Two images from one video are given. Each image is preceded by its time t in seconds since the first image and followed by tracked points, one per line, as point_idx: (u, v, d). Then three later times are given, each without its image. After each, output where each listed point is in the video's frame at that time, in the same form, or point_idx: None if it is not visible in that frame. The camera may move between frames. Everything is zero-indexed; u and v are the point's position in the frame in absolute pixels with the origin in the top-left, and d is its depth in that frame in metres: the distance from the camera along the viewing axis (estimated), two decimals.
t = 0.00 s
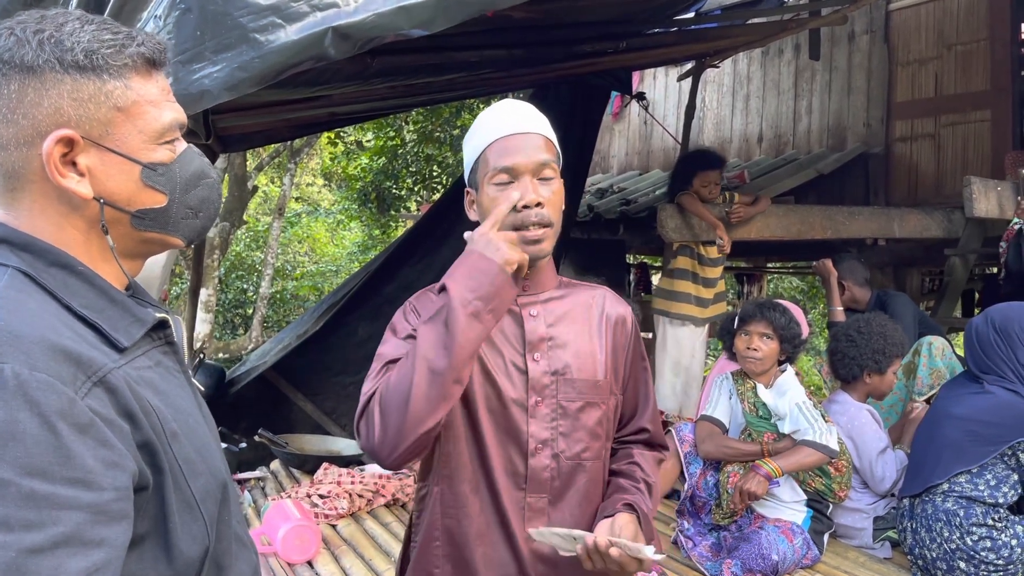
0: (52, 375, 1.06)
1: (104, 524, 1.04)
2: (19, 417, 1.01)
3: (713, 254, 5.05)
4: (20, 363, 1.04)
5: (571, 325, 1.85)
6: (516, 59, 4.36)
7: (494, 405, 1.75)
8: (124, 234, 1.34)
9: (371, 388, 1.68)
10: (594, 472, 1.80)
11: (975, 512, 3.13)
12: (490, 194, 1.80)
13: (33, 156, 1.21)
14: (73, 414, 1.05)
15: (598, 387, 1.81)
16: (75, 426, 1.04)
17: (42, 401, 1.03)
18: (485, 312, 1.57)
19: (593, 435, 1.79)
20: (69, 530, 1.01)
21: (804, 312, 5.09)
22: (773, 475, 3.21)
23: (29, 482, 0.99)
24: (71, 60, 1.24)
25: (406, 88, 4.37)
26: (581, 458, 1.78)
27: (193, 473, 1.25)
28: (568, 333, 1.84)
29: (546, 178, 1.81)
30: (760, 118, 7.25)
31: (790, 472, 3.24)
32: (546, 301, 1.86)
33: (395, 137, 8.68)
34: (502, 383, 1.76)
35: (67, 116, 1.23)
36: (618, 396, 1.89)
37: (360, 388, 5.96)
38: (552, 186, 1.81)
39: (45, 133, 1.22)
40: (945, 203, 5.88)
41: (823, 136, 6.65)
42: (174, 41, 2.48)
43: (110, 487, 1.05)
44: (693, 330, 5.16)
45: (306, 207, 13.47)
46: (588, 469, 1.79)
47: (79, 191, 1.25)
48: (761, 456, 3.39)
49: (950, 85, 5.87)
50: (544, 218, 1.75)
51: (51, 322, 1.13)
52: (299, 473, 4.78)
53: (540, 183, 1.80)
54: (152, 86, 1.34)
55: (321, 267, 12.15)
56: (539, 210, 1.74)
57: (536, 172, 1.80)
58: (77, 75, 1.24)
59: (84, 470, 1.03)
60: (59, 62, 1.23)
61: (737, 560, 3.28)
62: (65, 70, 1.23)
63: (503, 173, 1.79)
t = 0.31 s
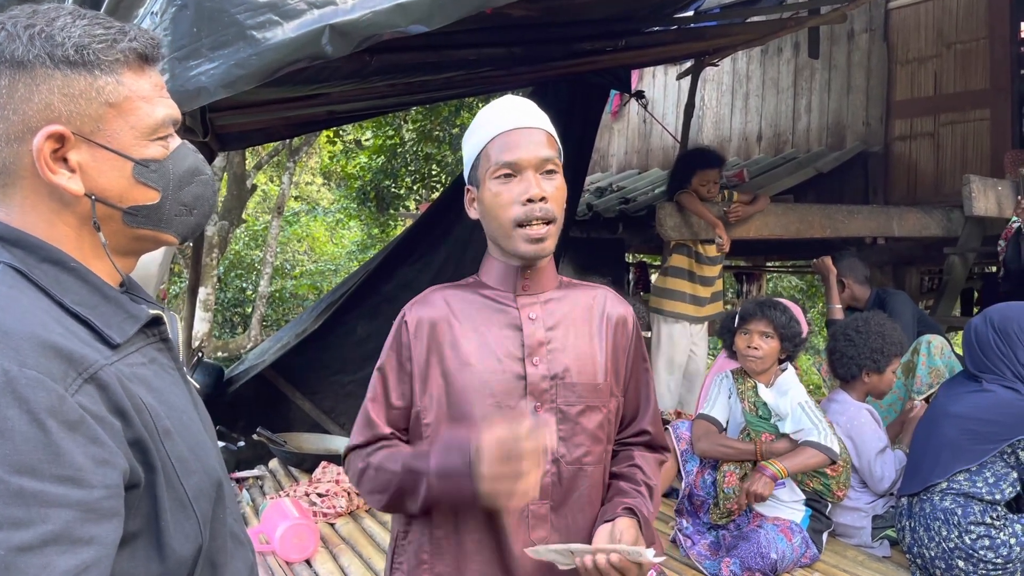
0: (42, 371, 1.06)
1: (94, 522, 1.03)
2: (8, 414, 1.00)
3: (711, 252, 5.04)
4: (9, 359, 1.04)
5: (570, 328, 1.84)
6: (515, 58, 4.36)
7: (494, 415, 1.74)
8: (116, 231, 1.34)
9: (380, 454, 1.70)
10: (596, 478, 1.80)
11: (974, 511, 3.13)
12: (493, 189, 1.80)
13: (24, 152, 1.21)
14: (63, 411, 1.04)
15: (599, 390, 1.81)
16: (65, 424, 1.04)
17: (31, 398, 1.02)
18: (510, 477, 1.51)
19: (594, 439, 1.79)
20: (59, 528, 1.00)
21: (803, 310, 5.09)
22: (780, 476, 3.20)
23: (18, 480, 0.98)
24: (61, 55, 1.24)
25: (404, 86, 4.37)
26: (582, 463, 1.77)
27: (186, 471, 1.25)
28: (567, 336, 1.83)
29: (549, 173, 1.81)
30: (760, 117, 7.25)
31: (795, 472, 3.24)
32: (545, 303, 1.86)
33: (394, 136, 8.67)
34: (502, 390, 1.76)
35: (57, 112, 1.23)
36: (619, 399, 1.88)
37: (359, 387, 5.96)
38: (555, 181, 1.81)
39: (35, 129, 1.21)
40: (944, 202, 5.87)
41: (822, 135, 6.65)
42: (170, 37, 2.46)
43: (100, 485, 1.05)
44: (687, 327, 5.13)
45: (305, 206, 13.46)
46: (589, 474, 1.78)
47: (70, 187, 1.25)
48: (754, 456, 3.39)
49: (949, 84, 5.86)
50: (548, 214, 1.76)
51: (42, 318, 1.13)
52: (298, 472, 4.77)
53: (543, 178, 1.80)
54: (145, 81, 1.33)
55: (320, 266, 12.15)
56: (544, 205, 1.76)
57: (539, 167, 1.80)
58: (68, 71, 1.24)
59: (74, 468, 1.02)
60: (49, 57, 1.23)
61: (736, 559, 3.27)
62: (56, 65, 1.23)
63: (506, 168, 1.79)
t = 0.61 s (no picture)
0: (40, 369, 1.05)
1: (91, 521, 1.03)
2: (6, 412, 0.99)
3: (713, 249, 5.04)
4: (7, 356, 1.03)
5: (571, 326, 1.84)
6: (514, 55, 4.35)
7: (494, 416, 1.74)
8: (116, 228, 1.33)
9: (392, 480, 1.69)
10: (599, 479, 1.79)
11: (968, 510, 3.12)
12: (485, 187, 1.79)
13: (24, 147, 1.20)
14: (61, 409, 1.04)
15: (601, 389, 1.80)
16: (63, 422, 1.03)
17: (28, 396, 1.01)
18: None
19: (598, 438, 1.78)
20: (56, 527, 0.99)
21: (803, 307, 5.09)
22: (775, 475, 3.20)
23: (15, 478, 0.98)
24: (63, 50, 1.23)
25: (404, 84, 4.36)
26: (586, 463, 1.76)
27: (185, 470, 1.24)
28: (569, 334, 1.82)
29: (542, 167, 1.80)
30: (759, 114, 7.25)
31: (792, 471, 3.23)
32: (545, 302, 1.85)
33: (393, 133, 8.66)
34: (503, 391, 1.76)
35: (59, 107, 1.22)
36: (624, 396, 1.87)
37: (358, 385, 5.96)
38: (549, 175, 1.80)
39: (35, 124, 1.21)
40: (943, 200, 5.87)
41: (821, 133, 6.66)
42: (169, 33, 2.46)
43: (98, 483, 1.04)
44: (690, 326, 5.12)
45: (304, 204, 13.46)
46: (594, 473, 1.77)
47: (70, 183, 1.24)
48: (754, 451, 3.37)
49: (949, 82, 5.85)
50: (542, 209, 1.75)
51: (40, 315, 1.12)
52: (297, 469, 4.76)
53: (536, 172, 1.79)
54: (148, 77, 1.33)
55: (319, 264, 12.15)
56: (537, 200, 1.75)
57: (532, 162, 1.78)
58: (70, 66, 1.23)
59: (72, 466, 1.02)
60: (51, 51, 1.22)
61: (736, 556, 3.27)
62: (58, 60, 1.22)
63: (497, 165, 1.78)
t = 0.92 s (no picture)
0: (34, 363, 1.04)
1: (85, 517, 1.02)
2: None
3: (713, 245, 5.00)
4: (3, 351, 1.03)
5: (571, 322, 1.83)
6: (513, 51, 4.35)
7: (497, 413, 1.74)
8: (115, 222, 1.33)
9: (394, 481, 1.69)
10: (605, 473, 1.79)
11: (957, 507, 3.10)
12: (483, 183, 1.78)
13: (21, 141, 1.19)
14: (56, 404, 1.03)
15: (603, 383, 1.80)
16: (57, 416, 1.03)
17: (24, 390, 1.01)
18: None
19: (601, 432, 1.78)
20: (50, 522, 0.99)
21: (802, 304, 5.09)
22: (771, 472, 3.20)
23: (10, 472, 0.97)
24: (62, 44, 1.22)
25: (403, 80, 4.35)
26: (590, 458, 1.77)
27: (181, 466, 1.24)
28: (568, 331, 1.82)
29: (538, 162, 1.80)
30: (758, 112, 7.25)
31: (787, 468, 3.24)
32: (543, 298, 1.85)
33: (392, 131, 8.66)
34: (505, 388, 1.75)
35: (57, 100, 1.22)
36: (624, 388, 1.87)
37: (357, 382, 5.96)
38: (545, 170, 1.80)
39: (34, 117, 1.20)
40: (942, 197, 5.87)
41: (820, 130, 6.66)
42: (167, 27, 2.49)
43: (93, 478, 1.04)
44: (690, 323, 5.15)
45: (302, 201, 13.44)
46: (598, 468, 1.78)
47: (68, 176, 1.23)
48: (755, 450, 3.38)
49: (948, 79, 5.85)
50: (540, 204, 1.75)
51: (36, 310, 1.12)
52: (295, 466, 4.76)
53: (532, 168, 1.78)
54: (147, 72, 1.32)
55: (317, 262, 12.14)
56: (536, 195, 1.75)
57: (529, 158, 1.78)
58: (69, 59, 1.23)
59: (67, 461, 1.01)
60: (50, 45, 1.21)
61: (734, 553, 3.28)
62: (57, 53, 1.22)
63: (494, 160, 1.77)
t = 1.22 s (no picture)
0: (35, 355, 1.05)
1: (85, 507, 1.03)
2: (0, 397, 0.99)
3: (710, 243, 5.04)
4: (3, 343, 1.03)
5: (571, 317, 1.84)
6: (511, 48, 4.35)
7: (497, 405, 1.75)
8: (115, 215, 1.33)
9: (397, 472, 1.70)
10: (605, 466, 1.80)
11: (945, 506, 3.11)
12: (484, 183, 1.78)
13: (22, 134, 1.19)
14: (57, 395, 1.04)
15: (603, 377, 1.81)
16: (58, 407, 1.03)
17: (24, 381, 1.01)
18: None
19: (601, 426, 1.79)
20: (51, 512, 0.99)
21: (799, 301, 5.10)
22: (769, 469, 3.21)
23: (10, 463, 0.98)
24: (61, 37, 1.22)
25: (401, 76, 4.35)
26: (590, 451, 1.77)
27: (180, 459, 1.24)
28: (569, 325, 1.83)
29: (540, 163, 1.79)
30: (755, 109, 7.26)
31: (785, 465, 3.24)
32: (544, 293, 1.85)
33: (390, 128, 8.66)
34: (506, 382, 1.76)
35: (57, 94, 1.22)
36: (624, 381, 1.87)
37: (354, 379, 5.97)
38: (547, 171, 1.80)
39: (34, 111, 1.20)
40: (940, 194, 5.88)
41: (818, 128, 6.67)
42: (166, 23, 2.48)
43: (92, 470, 1.04)
44: (687, 320, 5.15)
45: (300, 198, 13.43)
46: (598, 461, 1.78)
47: (68, 170, 1.24)
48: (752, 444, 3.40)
49: (945, 77, 5.86)
50: (540, 206, 1.75)
51: (36, 302, 1.12)
52: (293, 462, 4.76)
53: (534, 169, 1.78)
54: (146, 66, 1.33)
55: (315, 259, 12.13)
56: (536, 197, 1.75)
57: (530, 159, 1.78)
58: (68, 53, 1.22)
59: (67, 452, 1.02)
60: (49, 38, 1.21)
61: (731, 548, 3.28)
62: (56, 47, 1.21)
63: (495, 161, 1.77)
